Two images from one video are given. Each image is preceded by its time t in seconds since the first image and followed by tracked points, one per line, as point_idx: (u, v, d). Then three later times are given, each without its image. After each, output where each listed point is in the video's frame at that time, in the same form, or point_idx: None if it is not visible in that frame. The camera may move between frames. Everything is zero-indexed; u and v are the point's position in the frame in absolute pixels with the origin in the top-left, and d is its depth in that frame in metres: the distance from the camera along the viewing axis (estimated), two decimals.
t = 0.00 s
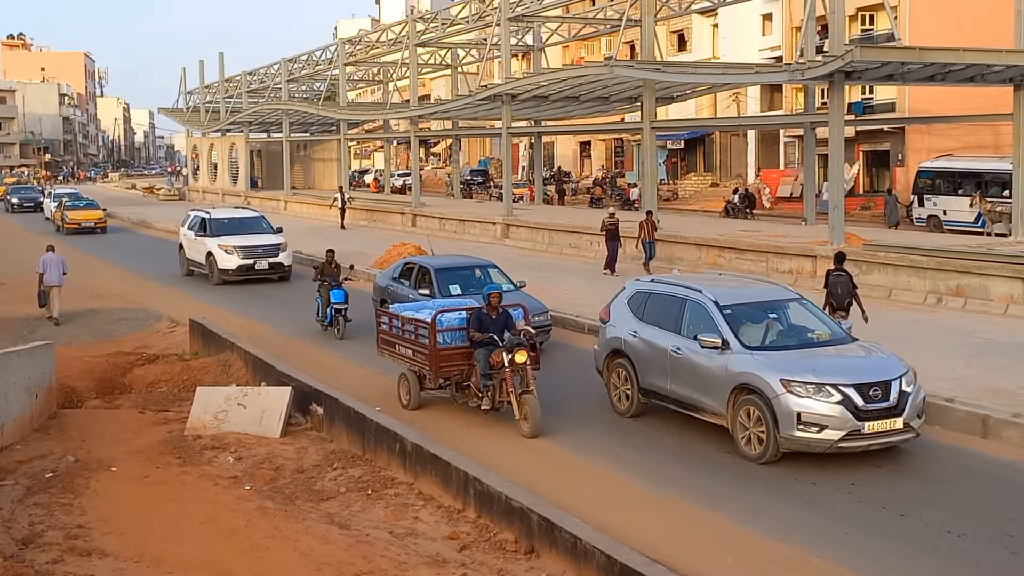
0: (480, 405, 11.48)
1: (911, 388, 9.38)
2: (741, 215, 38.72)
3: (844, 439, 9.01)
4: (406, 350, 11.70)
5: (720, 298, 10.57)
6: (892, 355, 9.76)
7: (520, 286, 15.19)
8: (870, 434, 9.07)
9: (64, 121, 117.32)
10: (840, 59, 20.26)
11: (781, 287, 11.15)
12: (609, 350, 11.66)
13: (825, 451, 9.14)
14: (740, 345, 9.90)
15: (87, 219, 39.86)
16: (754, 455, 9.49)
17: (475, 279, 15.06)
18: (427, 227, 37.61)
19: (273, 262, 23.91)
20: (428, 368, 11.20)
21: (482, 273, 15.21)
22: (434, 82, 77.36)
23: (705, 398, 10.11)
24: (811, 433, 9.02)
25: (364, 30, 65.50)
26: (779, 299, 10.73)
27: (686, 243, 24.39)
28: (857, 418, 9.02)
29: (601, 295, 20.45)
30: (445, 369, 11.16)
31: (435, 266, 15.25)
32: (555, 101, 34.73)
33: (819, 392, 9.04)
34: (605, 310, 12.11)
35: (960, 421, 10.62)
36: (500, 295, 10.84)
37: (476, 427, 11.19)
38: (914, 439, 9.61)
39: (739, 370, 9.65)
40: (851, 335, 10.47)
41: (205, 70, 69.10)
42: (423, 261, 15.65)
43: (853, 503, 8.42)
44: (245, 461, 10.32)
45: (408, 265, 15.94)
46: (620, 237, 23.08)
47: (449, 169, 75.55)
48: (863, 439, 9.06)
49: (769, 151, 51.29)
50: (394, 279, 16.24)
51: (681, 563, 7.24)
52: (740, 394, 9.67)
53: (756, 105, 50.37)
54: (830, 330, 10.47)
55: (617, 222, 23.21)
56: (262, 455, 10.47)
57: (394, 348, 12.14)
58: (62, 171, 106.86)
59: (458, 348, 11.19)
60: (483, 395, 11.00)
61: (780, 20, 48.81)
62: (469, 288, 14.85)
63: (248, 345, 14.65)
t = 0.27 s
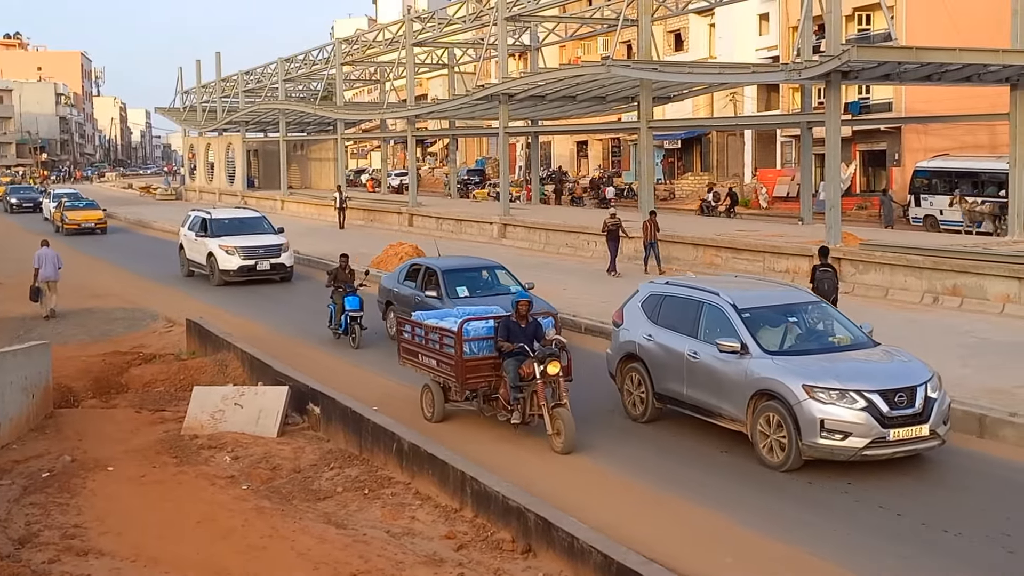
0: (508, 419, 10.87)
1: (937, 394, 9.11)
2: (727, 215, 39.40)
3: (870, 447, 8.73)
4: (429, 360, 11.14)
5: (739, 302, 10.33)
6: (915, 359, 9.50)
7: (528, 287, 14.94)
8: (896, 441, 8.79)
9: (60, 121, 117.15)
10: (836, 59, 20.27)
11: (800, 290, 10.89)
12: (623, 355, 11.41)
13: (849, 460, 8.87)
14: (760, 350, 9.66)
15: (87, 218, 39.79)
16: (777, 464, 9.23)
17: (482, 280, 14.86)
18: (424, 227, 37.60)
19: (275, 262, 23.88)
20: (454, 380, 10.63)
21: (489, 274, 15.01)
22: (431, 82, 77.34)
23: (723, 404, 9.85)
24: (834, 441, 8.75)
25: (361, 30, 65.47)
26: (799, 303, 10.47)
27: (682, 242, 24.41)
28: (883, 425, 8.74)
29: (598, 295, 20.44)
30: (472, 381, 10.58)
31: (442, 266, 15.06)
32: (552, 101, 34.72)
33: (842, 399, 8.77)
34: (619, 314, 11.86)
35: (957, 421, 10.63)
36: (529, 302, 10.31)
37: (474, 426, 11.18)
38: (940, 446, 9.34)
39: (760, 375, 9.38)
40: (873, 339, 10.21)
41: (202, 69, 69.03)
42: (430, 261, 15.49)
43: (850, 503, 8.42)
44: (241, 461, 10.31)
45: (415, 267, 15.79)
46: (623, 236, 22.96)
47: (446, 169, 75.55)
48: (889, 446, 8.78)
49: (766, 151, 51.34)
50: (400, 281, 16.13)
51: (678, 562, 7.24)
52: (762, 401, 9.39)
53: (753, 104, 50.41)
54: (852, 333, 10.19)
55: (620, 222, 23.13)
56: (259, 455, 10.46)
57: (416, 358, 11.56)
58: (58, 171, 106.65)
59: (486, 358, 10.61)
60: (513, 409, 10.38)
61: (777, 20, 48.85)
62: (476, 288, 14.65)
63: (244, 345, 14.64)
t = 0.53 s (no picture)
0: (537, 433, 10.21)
1: (962, 399, 8.89)
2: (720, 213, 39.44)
3: (894, 453, 8.49)
4: (452, 369, 10.57)
5: (756, 304, 10.05)
6: (937, 363, 9.26)
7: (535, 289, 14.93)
8: (921, 448, 8.56)
9: (54, 119, 116.89)
10: (831, 57, 20.29)
11: (819, 292, 10.62)
12: (635, 358, 11.14)
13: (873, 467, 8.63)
14: (779, 353, 9.39)
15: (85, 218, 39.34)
16: (796, 471, 8.98)
17: (487, 281, 14.81)
18: (419, 225, 37.59)
19: (274, 262, 23.79)
20: (479, 390, 10.04)
21: (495, 275, 14.97)
22: (425, 80, 77.31)
23: (742, 409, 9.60)
24: (859, 447, 8.50)
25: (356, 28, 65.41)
26: (817, 305, 10.21)
27: (677, 241, 24.42)
28: (907, 431, 8.51)
29: (593, 293, 20.44)
30: (498, 392, 9.98)
31: (446, 267, 14.97)
32: (547, 99, 34.71)
33: (866, 404, 8.53)
34: (630, 315, 11.55)
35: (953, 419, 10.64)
36: (559, 309, 9.72)
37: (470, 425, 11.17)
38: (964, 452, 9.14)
39: (781, 379, 9.10)
40: (893, 343, 9.97)
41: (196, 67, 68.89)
42: (434, 262, 15.41)
43: (846, 501, 8.43)
44: (236, 459, 10.30)
45: (420, 267, 15.72)
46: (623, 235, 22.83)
47: (441, 167, 75.55)
48: (914, 453, 8.54)
49: (760, 149, 51.39)
50: (404, 281, 16.07)
51: (673, 560, 7.25)
52: (784, 407, 9.11)
53: (748, 103, 50.48)
54: (871, 337, 9.93)
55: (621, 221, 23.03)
56: (254, 453, 10.44)
57: (438, 366, 10.99)
58: (52, 169, 106.33)
59: (513, 368, 9.99)
60: (542, 422, 9.73)
61: (771, 18, 48.90)
62: (483, 289, 14.61)
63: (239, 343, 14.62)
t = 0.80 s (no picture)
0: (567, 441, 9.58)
1: (986, 400, 8.61)
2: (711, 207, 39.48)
3: (917, 456, 8.21)
4: (475, 374, 10.01)
5: (773, 302, 9.71)
6: (961, 362, 8.95)
7: (540, 285, 14.91)
8: (944, 451, 8.27)
9: (45, 112, 116.41)
10: (824, 51, 20.30)
11: (836, 289, 10.25)
12: (647, 356, 10.86)
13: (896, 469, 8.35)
14: (798, 353, 9.08)
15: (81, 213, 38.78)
16: (817, 473, 8.69)
17: (491, 277, 14.76)
18: (411, 219, 37.57)
19: (271, 257, 23.65)
20: (504, 396, 9.47)
21: (500, 271, 14.92)
22: (418, 73, 77.21)
23: (758, 410, 9.30)
24: (882, 450, 8.21)
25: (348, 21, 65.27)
26: (835, 303, 9.85)
27: (669, 234, 24.44)
28: (931, 433, 8.22)
29: (586, 287, 20.44)
30: (524, 399, 9.38)
31: (451, 263, 14.87)
32: (540, 93, 34.68)
33: (888, 405, 8.24)
34: (640, 313, 11.28)
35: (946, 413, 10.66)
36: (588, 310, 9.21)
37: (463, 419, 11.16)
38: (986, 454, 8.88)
39: (800, 379, 8.80)
40: (915, 342, 9.60)
41: (188, 60, 68.64)
42: (438, 257, 15.33)
43: (837, 494, 8.45)
44: (228, 453, 10.28)
45: (423, 262, 15.60)
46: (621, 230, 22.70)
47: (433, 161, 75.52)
48: (937, 456, 8.26)
49: (753, 143, 51.44)
50: (407, 277, 15.86)
51: (664, 553, 7.26)
52: (802, 407, 8.84)
53: (741, 97, 50.52)
54: (891, 336, 9.57)
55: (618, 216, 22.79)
56: (246, 447, 10.42)
57: (458, 371, 10.41)
58: (44, 162, 105.88)
59: (540, 373, 9.40)
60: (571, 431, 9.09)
61: (764, 12, 48.93)
62: (487, 285, 14.55)
63: (231, 336, 14.58)
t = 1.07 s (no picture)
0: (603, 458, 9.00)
1: (1016, 406, 8.36)
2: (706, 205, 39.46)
3: (949, 464, 7.93)
4: (504, 384, 9.45)
5: (795, 304, 9.42)
6: (991, 367, 8.70)
7: (547, 285, 14.90)
8: (977, 458, 7.99)
9: (41, 109, 116.22)
10: (820, 49, 20.32)
11: (859, 291, 9.97)
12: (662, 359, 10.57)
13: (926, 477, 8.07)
14: (822, 357, 8.81)
15: (80, 211, 38.36)
16: (839, 481, 8.45)
17: (499, 277, 14.72)
18: (408, 216, 37.58)
19: (272, 255, 23.46)
20: (536, 408, 8.90)
21: (507, 271, 14.88)
22: (414, 71, 77.23)
23: (780, 415, 9.04)
24: (911, 457, 7.94)
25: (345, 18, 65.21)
26: (859, 305, 9.57)
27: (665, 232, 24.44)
28: (963, 440, 7.94)
29: (582, 285, 20.43)
30: (558, 411, 8.82)
31: (458, 263, 14.83)
32: (536, 91, 34.67)
33: (918, 411, 7.96)
34: (655, 314, 11.00)
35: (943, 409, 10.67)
36: (623, 317, 8.70)
37: (461, 417, 11.14)
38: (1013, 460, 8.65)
39: (825, 384, 8.55)
40: (941, 345, 9.34)
41: (184, 57, 68.58)
42: (445, 258, 15.28)
43: (834, 491, 8.45)
44: (225, 450, 10.27)
45: (429, 263, 15.52)
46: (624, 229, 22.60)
47: (430, 159, 75.53)
48: (970, 463, 7.98)
49: (749, 141, 51.50)
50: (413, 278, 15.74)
51: (660, 551, 7.26)
52: (824, 411, 8.62)
53: (737, 95, 50.56)
54: (917, 339, 9.32)
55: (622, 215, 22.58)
56: (242, 444, 10.42)
57: (485, 381, 9.85)
58: (40, 159, 105.74)
59: (575, 384, 8.83)
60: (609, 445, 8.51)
61: (760, 9, 48.96)
62: (495, 285, 14.51)
63: (227, 334, 14.56)
